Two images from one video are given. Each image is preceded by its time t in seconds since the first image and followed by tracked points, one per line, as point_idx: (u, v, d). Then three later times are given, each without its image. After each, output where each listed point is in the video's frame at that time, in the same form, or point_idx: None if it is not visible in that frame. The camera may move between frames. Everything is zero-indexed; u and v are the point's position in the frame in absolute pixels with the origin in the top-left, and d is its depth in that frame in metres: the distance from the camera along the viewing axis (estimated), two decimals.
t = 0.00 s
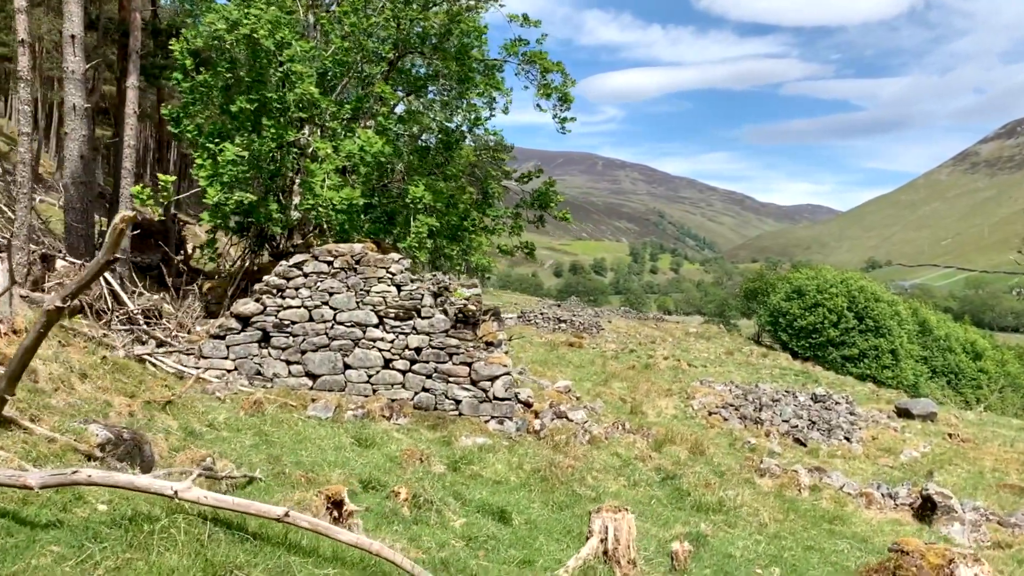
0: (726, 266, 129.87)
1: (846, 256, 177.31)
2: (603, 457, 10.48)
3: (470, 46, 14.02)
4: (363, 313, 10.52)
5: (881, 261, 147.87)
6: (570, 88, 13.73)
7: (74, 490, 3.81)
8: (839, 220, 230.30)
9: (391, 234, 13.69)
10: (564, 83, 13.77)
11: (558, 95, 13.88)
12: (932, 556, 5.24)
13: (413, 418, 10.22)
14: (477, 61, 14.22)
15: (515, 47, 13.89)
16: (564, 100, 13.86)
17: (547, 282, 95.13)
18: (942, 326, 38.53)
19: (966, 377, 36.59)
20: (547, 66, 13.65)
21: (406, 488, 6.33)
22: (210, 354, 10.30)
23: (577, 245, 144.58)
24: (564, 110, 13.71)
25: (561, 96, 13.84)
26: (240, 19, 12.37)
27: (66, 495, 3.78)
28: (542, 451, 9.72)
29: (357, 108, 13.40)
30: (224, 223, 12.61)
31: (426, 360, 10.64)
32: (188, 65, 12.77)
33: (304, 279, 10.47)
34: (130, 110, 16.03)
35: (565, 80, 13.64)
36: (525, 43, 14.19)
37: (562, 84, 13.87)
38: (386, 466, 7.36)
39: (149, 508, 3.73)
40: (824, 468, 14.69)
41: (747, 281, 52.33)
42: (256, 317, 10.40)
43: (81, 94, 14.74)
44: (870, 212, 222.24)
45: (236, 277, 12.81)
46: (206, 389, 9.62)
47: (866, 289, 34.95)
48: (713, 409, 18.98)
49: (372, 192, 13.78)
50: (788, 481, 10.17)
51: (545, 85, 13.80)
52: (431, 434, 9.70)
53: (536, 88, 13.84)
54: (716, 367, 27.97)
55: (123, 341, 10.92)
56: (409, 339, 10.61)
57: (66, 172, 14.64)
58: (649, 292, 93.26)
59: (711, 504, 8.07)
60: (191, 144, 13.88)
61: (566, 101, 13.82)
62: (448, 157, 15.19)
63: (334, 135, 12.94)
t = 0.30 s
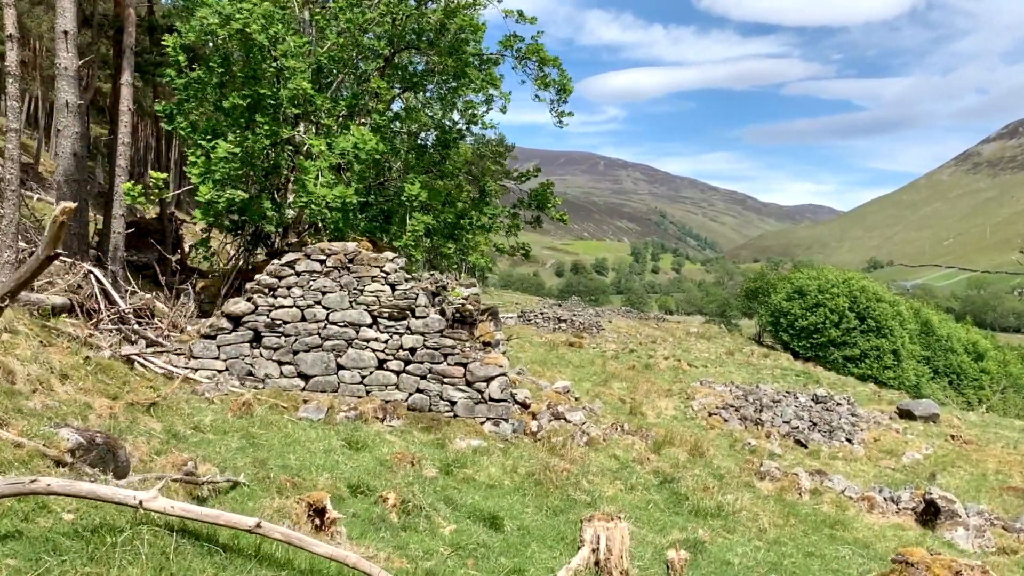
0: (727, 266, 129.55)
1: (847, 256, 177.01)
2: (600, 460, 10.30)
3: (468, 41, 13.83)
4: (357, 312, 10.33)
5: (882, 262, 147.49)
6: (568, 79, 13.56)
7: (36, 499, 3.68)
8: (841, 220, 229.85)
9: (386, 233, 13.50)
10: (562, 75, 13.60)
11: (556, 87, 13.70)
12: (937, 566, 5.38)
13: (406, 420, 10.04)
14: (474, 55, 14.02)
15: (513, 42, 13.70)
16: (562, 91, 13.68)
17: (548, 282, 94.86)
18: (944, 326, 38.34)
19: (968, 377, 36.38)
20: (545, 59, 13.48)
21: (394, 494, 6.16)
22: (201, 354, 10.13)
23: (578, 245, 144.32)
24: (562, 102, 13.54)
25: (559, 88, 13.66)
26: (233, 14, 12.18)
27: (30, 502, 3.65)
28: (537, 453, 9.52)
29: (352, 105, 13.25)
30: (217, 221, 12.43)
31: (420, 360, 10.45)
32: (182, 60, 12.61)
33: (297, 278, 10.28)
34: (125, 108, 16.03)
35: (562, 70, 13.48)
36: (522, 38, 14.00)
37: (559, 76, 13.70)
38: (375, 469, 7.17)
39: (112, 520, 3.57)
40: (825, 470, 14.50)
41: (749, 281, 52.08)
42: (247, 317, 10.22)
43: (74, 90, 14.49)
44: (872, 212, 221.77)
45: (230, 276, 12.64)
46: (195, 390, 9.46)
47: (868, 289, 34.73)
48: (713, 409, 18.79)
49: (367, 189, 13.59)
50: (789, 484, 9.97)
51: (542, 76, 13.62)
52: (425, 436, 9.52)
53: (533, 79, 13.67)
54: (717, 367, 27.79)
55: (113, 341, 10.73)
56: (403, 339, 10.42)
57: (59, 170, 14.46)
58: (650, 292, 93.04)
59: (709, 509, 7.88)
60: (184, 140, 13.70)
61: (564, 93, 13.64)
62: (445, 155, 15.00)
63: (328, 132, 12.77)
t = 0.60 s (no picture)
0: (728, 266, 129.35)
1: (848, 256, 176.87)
2: (595, 463, 10.12)
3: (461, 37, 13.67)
4: (348, 313, 10.14)
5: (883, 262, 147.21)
6: (562, 76, 13.38)
7: None
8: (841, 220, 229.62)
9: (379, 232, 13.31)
10: (556, 72, 13.41)
11: (551, 83, 13.52)
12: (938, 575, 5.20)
13: (398, 422, 9.86)
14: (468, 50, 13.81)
15: (507, 37, 13.53)
16: (557, 88, 13.50)
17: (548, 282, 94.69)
18: (945, 326, 38.16)
19: (968, 378, 36.19)
20: (540, 55, 13.29)
21: (379, 499, 5.99)
22: (188, 355, 9.96)
23: (578, 245, 144.16)
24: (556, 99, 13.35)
25: (553, 84, 13.48)
26: (223, 10, 12.04)
27: None
28: (530, 456, 9.34)
29: (345, 103, 13.10)
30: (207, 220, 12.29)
31: (412, 362, 10.27)
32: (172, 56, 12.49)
33: (286, 278, 10.10)
34: (116, 105, 16.05)
35: (556, 66, 13.28)
36: (517, 34, 13.82)
37: (554, 72, 13.51)
38: (362, 474, 6.99)
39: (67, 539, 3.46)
40: (825, 472, 14.32)
41: (749, 281, 51.91)
42: (236, 317, 10.04)
43: (64, 88, 14.35)
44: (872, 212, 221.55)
45: (222, 275, 12.48)
46: (182, 392, 9.30)
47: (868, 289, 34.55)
48: (712, 410, 18.61)
49: (360, 187, 13.42)
50: (788, 488, 9.77)
51: (536, 72, 13.43)
52: (416, 438, 9.34)
53: (527, 75, 13.48)
54: (716, 368, 27.66)
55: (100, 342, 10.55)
56: (395, 340, 10.23)
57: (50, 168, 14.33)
58: (651, 292, 92.90)
59: (705, 514, 7.69)
60: (176, 139, 13.57)
61: (559, 90, 13.46)
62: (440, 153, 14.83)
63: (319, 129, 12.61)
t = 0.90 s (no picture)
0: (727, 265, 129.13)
1: (848, 255, 176.60)
2: (586, 465, 9.91)
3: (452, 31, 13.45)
4: (333, 311, 9.92)
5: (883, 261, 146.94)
6: (553, 73, 13.15)
7: None
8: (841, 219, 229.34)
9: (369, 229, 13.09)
10: (548, 68, 13.17)
11: (542, 80, 13.29)
12: None
13: (384, 423, 9.65)
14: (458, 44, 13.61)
15: (499, 32, 13.32)
16: (548, 85, 13.27)
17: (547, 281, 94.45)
18: (945, 326, 37.96)
19: (968, 377, 35.99)
20: (531, 52, 13.06)
21: (355, 503, 5.79)
22: (170, 354, 9.75)
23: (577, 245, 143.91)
24: (547, 96, 13.12)
25: (545, 81, 13.25)
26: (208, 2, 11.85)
27: None
28: (519, 458, 9.12)
29: (333, 98, 12.90)
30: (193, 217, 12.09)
31: (399, 361, 10.05)
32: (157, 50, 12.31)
33: (270, 275, 9.88)
34: (104, 101, 15.86)
35: (547, 64, 13.05)
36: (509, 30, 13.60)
37: (545, 69, 13.27)
38: (341, 476, 6.77)
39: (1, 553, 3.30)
40: (822, 473, 14.12)
41: (749, 280, 51.69)
42: (218, 315, 9.82)
43: (50, 83, 14.17)
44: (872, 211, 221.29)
45: (208, 272, 12.27)
46: (162, 392, 9.09)
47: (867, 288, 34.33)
48: (708, 410, 18.40)
49: (349, 183, 13.20)
50: (783, 490, 9.55)
51: (527, 68, 13.20)
52: (402, 439, 9.13)
53: (517, 71, 13.26)
54: (714, 367, 27.48)
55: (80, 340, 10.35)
56: (382, 338, 10.01)
57: (36, 164, 14.15)
58: (650, 292, 92.72)
59: (696, 517, 7.48)
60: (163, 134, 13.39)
61: (550, 87, 13.23)
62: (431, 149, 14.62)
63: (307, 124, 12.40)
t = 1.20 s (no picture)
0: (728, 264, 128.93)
1: (849, 254, 176.25)
2: (581, 468, 9.67)
3: (445, 26, 13.18)
4: (321, 309, 9.66)
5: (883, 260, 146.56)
6: (547, 70, 12.87)
7: None
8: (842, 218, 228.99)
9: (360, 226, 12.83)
10: (542, 64, 12.90)
11: (535, 76, 13.02)
12: None
13: (373, 425, 9.40)
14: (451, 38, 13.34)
15: (493, 27, 13.05)
16: (541, 82, 12.99)
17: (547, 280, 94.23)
18: (946, 325, 37.81)
19: (969, 376, 35.75)
20: (525, 47, 12.79)
21: (335, 511, 5.55)
22: (153, 354, 9.50)
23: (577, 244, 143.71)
24: (540, 93, 12.85)
25: (538, 78, 12.98)
26: None
27: None
28: (511, 461, 8.87)
29: (324, 92, 12.65)
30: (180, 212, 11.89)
31: (389, 361, 9.80)
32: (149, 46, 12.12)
33: (256, 273, 9.63)
34: (93, 96, 15.59)
35: (541, 60, 12.78)
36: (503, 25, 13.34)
37: (539, 65, 13.00)
38: (324, 481, 6.52)
39: None
40: (823, 475, 13.87)
41: (749, 279, 51.48)
42: (203, 314, 9.57)
43: (37, 77, 13.90)
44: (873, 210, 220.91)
45: (196, 270, 12.02)
46: (144, 394, 8.85)
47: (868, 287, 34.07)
48: (707, 410, 18.17)
49: (340, 180, 12.95)
50: (783, 493, 9.30)
51: (520, 64, 12.93)
52: (391, 442, 8.88)
53: (511, 67, 12.98)
54: (714, 366, 27.26)
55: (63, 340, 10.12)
56: (371, 338, 9.75)
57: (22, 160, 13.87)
58: (650, 290, 92.60)
59: (693, 523, 7.23)
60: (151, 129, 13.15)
61: (544, 84, 12.96)
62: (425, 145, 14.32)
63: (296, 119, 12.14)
